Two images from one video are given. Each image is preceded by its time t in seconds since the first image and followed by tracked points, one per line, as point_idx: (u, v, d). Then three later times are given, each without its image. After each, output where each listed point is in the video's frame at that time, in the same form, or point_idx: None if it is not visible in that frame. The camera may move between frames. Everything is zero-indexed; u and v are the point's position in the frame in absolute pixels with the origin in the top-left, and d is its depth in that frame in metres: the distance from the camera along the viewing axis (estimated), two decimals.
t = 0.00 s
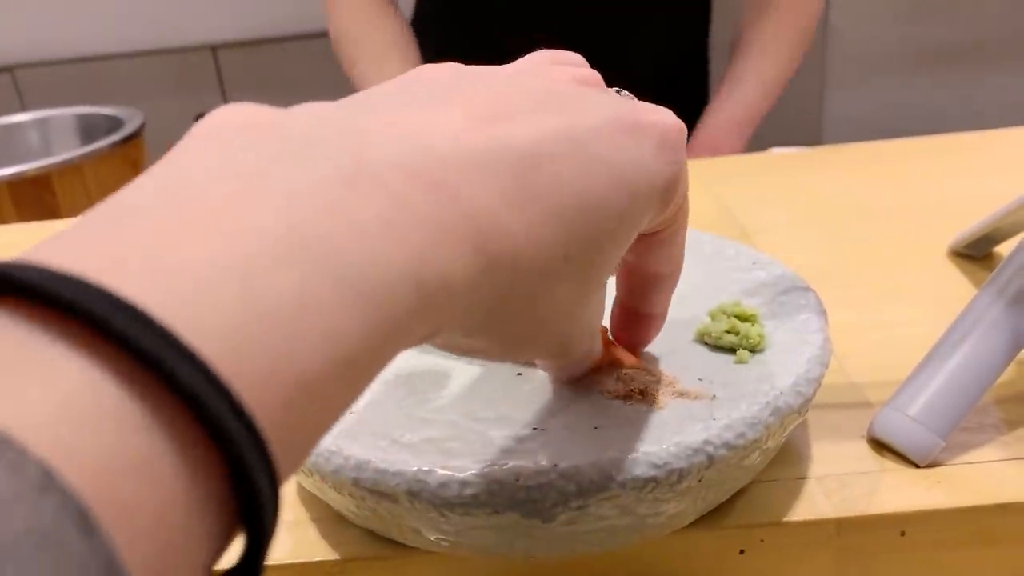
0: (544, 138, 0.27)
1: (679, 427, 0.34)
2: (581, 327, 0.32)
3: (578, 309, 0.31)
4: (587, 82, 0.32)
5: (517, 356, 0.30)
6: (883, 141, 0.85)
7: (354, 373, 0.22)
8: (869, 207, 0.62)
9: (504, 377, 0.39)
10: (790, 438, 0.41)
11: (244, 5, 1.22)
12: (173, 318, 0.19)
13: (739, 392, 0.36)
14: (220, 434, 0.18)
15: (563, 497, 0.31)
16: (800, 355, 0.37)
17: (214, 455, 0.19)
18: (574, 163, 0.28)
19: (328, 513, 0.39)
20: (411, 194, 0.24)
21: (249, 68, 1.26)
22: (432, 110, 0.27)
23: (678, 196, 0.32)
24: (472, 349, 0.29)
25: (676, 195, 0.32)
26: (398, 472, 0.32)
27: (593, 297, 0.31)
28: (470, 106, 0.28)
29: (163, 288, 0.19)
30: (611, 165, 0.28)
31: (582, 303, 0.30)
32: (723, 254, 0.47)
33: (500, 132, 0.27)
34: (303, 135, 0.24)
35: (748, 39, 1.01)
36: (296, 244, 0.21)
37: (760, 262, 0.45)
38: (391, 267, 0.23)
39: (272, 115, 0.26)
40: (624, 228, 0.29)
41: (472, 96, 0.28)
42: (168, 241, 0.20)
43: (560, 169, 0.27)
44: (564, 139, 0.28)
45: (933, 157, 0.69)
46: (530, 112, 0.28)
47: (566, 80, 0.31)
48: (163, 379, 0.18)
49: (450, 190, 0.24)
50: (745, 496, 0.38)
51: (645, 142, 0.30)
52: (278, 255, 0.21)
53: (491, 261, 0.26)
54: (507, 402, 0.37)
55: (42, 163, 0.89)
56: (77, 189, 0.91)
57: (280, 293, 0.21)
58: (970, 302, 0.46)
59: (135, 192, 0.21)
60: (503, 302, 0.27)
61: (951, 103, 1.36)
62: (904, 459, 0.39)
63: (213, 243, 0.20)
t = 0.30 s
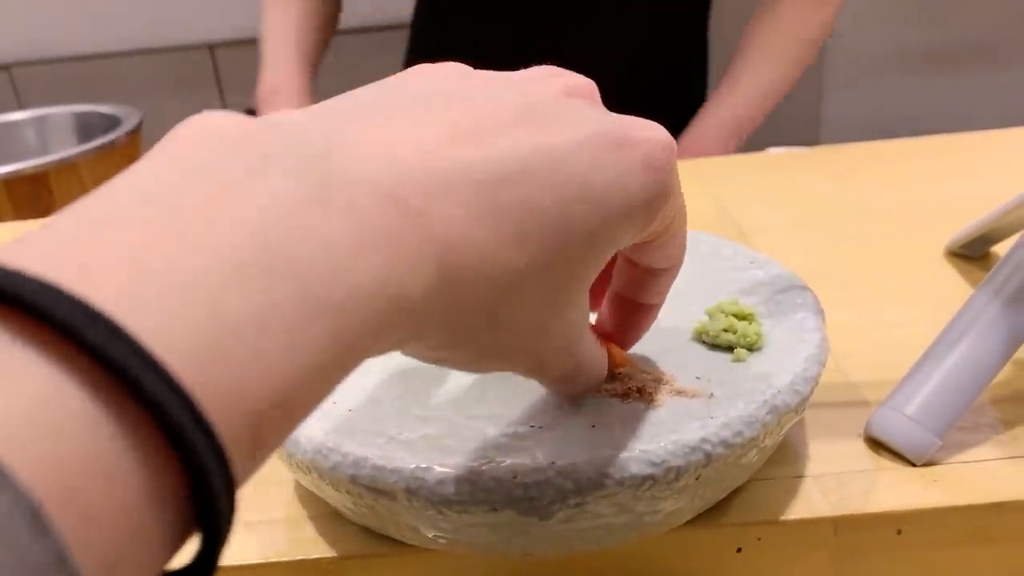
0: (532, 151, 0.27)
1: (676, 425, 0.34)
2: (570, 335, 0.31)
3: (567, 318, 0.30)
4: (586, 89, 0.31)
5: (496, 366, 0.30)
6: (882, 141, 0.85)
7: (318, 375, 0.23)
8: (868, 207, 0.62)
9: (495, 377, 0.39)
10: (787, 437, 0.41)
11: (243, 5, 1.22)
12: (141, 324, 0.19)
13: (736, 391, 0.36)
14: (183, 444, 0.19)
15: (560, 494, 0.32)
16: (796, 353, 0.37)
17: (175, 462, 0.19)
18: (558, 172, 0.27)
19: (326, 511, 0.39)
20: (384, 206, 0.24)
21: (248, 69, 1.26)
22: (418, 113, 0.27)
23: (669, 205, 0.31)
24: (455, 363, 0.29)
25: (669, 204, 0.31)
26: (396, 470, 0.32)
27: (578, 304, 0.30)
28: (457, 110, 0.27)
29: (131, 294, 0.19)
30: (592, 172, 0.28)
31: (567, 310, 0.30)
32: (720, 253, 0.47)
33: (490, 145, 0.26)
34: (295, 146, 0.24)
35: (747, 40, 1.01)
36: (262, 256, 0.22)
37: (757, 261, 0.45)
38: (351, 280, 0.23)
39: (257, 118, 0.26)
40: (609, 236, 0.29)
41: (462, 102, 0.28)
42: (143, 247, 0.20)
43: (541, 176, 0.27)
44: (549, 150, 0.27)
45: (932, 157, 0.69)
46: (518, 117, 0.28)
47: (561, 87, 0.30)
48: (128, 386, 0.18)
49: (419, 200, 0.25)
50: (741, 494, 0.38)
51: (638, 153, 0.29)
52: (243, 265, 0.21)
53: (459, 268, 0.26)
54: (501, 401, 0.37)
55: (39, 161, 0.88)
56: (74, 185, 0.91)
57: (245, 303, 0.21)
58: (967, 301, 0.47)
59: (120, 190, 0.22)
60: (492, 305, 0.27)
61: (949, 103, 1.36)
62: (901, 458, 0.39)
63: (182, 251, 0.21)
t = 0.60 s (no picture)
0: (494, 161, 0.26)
1: (677, 424, 0.34)
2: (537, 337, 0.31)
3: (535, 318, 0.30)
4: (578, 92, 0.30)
5: (455, 367, 0.29)
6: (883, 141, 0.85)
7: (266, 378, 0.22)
8: (868, 208, 0.62)
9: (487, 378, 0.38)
10: (787, 436, 0.41)
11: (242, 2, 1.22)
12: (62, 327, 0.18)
13: (736, 390, 0.35)
14: (109, 454, 0.18)
15: (559, 493, 0.31)
16: (797, 352, 0.37)
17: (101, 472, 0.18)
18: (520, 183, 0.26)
19: (325, 509, 0.39)
20: (343, 210, 0.23)
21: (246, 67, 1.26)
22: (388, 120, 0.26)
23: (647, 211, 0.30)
24: (408, 364, 0.28)
25: (644, 216, 0.30)
26: (395, 468, 0.32)
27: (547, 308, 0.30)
28: (425, 114, 0.26)
29: (59, 299, 0.19)
30: (558, 183, 0.27)
31: (534, 314, 0.29)
32: (720, 252, 0.47)
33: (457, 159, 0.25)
34: (248, 148, 0.24)
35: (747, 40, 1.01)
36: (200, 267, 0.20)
37: (758, 260, 0.45)
38: (296, 285, 0.22)
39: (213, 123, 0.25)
40: (574, 246, 0.28)
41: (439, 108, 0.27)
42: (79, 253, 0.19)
43: (495, 189, 0.26)
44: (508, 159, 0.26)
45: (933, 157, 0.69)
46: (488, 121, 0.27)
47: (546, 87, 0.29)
48: (59, 398, 0.18)
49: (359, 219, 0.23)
50: (742, 494, 0.38)
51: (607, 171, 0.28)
52: (184, 276, 0.20)
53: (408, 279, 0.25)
54: (497, 401, 0.36)
55: (37, 159, 0.88)
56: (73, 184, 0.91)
57: (181, 319, 0.20)
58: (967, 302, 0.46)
59: (61, 195, 0.21)
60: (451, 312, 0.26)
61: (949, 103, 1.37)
62: (900, 458, 0.39)
63: (121, 258, 0.20)
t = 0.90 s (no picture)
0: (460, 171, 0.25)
1: (677, 421, 0.33)
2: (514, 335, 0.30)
3: (514, 320, 0.29)
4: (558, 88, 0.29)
5: (436, 369, 0.29)
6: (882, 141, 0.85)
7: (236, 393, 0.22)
8: (868, 207, 0.62)
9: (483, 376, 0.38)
10: (787, 434, 0.41)
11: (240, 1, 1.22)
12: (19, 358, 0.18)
13: (736, 387, 0.35)
14: (67, 477, 0.18)
15: (559, 490, 0.31)
16: (797, 350, 0.37)
17: (59, 493, 0.18)
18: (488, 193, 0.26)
19: (322, 507, 0.38)
20: (323, 226, 0.23)
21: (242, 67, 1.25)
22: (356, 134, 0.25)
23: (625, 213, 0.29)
24: (384, 374, 0.28)
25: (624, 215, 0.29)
26: (393, 464, 0.32)
27: (527, 310, 0.30)
28: (400, 129, 0.26)
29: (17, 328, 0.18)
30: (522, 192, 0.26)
31: (510, 318, 0.29)
32: (720, 250, 0.47)
33: (417, 175, 0.25)
34: (227, 164, 0.24)
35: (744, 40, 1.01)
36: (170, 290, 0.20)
37: (758, 259, 0.45)
38: (261, 310, 0.22)
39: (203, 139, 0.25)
40: (543, 250, 0.27)
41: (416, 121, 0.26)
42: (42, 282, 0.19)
43: (461, 198, 0.25)
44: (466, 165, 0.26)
45: (932, 157, 0.69)
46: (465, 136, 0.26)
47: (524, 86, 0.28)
48: (12, 421, 0.18)
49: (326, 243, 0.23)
50: (742, 492, 0.38)
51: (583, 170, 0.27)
52: (148, 298, 0.20)
53: (371, 292, 0.24)
54: (494, 398, 0.36)
55: (36, 155, 0.88)
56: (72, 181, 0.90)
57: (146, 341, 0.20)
58: (966, 301, 0.46)
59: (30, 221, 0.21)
60: (420, 317, 0.26)
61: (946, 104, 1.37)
62: (900, 456, 0.39)
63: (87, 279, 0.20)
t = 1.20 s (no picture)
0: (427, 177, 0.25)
1: (678, 419, 0.33)
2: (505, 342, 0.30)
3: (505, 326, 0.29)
4: (531, 89, 0.29)
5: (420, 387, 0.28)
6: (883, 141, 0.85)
7: (210, 411, 0.22)
8: (869, 206, 0.62)
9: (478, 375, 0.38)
10: (787, 432, 0.41)
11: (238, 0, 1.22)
12: None
13: (738, 384, 0.35)
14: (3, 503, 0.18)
15: (559, 488, 0.31)
16: (798, 347, 0.37)
17: None
18: (457, 199, 0.25)
19: (321, 505, 0.38)
20: (289, 244, 0.24)
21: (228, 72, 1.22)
22: (324, 148, 0.25)
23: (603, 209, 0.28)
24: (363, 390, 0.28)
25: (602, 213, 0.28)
26: (392, 462, 0.32)
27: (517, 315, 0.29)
28: (363, 141, 0.26)
29: None
30: (496, 196, 0.26)
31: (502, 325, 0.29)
32: (721, 248, 0.46)
33: (383, 180, 0.25)
34: (190, 192, 0.24)
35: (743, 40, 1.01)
36: (132, 312, 0.21)
37: (759, 257, 0.45)
38: (218, 337, 0.22)
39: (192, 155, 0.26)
40: (524, 254, 0.27)
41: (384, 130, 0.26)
42: None
43: (428, 209, 0.25)
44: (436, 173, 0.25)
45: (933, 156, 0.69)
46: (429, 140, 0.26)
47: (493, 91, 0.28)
48: None
49: (288, 262, 0.24)
50: (743, 489, 0.38)
51: (558, 169, 0.27)
52: (92, 332, 0.20)
53: (339, 308, 0.24)
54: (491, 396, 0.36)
55: (32, 153, 0.88)
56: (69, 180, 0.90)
57: (100, 369, 0.20)
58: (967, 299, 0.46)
59: None
60: (405, 332, 0.26)
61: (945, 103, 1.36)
62: (901, 454, 0.39)
63: (34, 314, 0.20)
